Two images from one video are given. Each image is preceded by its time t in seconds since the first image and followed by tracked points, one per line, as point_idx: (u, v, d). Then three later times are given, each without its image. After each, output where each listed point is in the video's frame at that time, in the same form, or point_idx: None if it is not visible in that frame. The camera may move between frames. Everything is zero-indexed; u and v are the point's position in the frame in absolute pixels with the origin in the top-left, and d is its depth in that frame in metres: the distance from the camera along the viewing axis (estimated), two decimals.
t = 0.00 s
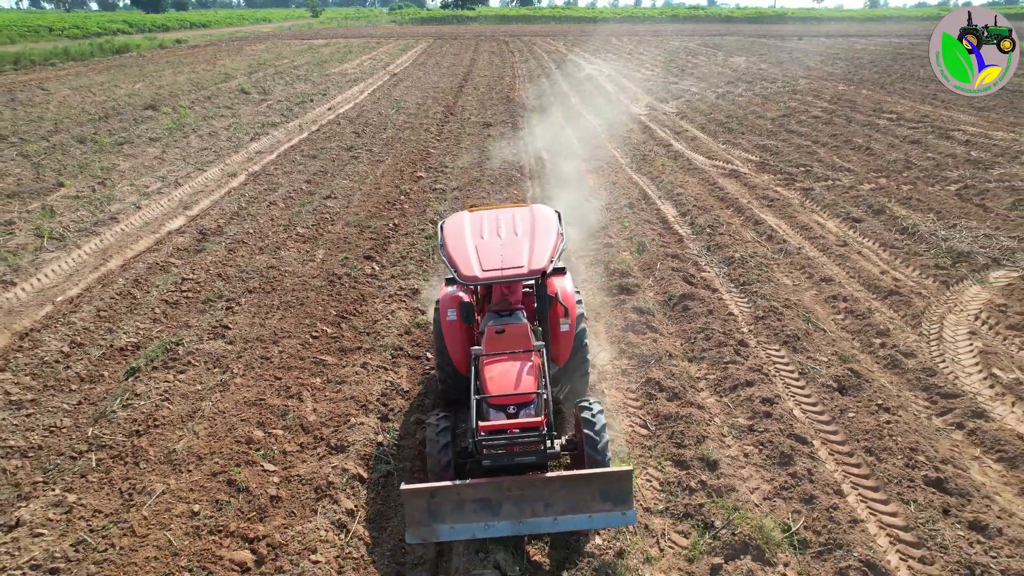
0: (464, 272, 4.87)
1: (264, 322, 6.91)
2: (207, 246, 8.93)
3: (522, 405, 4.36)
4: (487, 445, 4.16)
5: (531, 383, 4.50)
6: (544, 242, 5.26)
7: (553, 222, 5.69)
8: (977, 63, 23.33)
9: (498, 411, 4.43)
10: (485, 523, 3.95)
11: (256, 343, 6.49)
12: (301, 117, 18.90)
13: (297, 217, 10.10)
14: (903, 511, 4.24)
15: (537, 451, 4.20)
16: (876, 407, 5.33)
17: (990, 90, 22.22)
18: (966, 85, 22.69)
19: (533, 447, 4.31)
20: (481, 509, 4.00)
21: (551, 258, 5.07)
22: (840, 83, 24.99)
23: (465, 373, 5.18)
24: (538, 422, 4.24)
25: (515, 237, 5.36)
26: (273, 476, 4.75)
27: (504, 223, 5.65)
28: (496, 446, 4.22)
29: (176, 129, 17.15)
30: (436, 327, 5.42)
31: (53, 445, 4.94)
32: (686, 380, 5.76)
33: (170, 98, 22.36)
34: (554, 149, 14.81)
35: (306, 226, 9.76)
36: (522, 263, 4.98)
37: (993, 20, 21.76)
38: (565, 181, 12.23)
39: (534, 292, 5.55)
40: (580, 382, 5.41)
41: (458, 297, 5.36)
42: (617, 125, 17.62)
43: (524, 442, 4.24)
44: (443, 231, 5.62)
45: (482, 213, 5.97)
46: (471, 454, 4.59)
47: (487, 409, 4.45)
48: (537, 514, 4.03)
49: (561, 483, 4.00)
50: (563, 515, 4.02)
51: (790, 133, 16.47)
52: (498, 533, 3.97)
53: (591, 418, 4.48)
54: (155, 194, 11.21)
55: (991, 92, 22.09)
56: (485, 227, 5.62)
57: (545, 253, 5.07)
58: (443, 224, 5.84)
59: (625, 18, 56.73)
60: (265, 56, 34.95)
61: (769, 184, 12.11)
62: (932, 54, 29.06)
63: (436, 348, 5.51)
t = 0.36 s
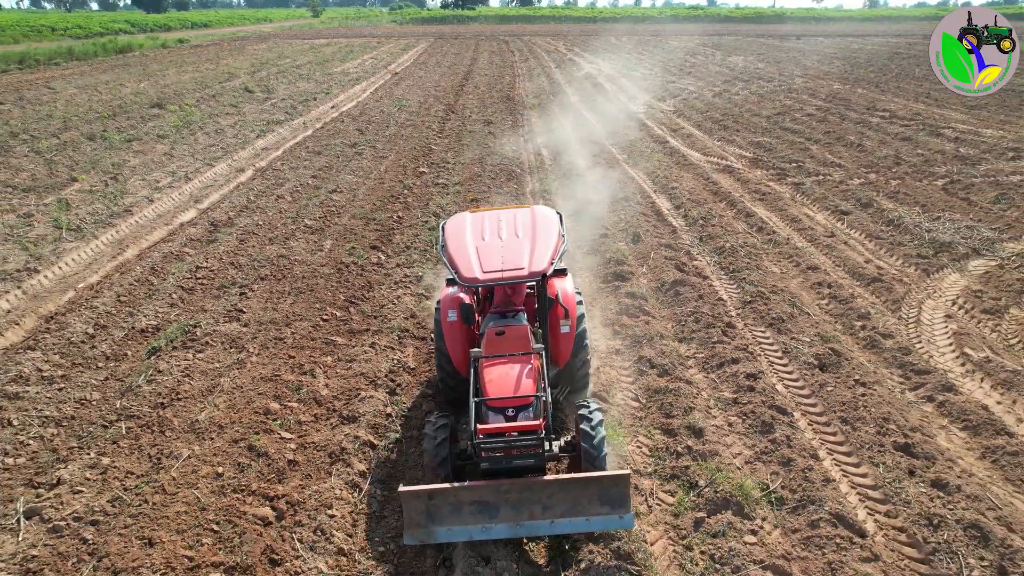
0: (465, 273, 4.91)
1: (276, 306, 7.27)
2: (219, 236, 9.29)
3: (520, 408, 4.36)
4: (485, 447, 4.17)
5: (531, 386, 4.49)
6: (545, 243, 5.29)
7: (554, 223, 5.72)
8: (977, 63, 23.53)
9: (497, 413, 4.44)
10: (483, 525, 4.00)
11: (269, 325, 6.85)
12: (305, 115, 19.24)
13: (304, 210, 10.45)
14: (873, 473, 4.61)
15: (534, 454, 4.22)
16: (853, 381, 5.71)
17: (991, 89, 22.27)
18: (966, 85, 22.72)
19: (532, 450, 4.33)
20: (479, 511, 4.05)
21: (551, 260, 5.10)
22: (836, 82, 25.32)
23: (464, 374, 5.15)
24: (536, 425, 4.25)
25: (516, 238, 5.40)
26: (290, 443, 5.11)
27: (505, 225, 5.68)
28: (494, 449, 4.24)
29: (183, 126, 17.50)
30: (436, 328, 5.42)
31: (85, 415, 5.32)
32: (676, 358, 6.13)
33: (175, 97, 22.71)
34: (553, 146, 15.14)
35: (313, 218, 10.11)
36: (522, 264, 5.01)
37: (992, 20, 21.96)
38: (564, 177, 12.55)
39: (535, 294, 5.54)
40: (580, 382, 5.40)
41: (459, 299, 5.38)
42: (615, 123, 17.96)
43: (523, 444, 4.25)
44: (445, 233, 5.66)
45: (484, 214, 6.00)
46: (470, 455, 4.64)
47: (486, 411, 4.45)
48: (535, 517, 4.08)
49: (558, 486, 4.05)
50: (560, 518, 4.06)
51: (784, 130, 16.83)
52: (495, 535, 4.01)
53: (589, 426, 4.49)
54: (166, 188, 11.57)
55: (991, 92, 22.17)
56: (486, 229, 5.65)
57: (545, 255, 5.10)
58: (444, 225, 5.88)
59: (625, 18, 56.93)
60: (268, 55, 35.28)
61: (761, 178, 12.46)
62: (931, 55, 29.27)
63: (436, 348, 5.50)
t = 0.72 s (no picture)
0: (463, 271, 4.91)
1: (289, 289, 7.70)
2: (231, 226, 9.72)
3: (518, 404, 4.41)
4: (483, 443, 4.22)
5: (528, 382, 4.55)
6: (543, 242, 5.27)
7: (553, 221, 5.71)
8: (978, 62, 23.72)
9: (495, 409, 4.49)
10: (480, 519, 4.04)
11: (283, 306, 7.27)
12: (309, 113, 19.67)
13: (312, 202, 10.89)
14: (843, 434, 5.03)
15: (531, 449, 4.27)
16: (830, 355, 6.14)
17: (992, 89, 22.41)
18: (967, 85, 22.79)
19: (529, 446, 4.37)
20: (476, 505, 4.08)
21: (550, 258, 5.09)
22: (831, 81, 25.70)
23: (463, 371, 5.22)
24: (533, 420, 4.30)
25: (514, 237, 5.38)
26: (306, 409, 5.53)
27: (504, 223, 5.67)
28: (492, 445, 4.28)
29: (191, 123, 17.93)
30: (436, 326, 5.48)
31: (116, 385, 5.75)
32: (666, 335, 6.56)
33: (181, 95, 23.16)
34: (552, 142, 15.55)
35: (322, 209, 10.54)
36: (521, 263, 4.99)
37: (993, 20, 22.17)
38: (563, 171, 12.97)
39: (534, 292, 5.60)
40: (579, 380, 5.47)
41: (458, 297, 5.40)
42: (612, 120, 18.39)
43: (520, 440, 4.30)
44: (444, 231, 5.66)
45: (483, 213, 6.00)
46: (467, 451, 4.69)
47: (484, 407, 4.50)
48: (532, 511, 4.12)
49: (555, 480, 4.09)
50: (557, 513, 4.10)
51: (777, 127, 17.25)
52: (492, 529, 4.05)
53: (585, 422, 4.55)
54: (178, 182, 12.00)
55: (991, 91, 22.36)
56: (485, 227, 5.63)
57: (544, 253, 5.08)
58: (443, 224, 5.88)
59: (624, 19, 57.20)
60: (270, 55, 35.71)
61: (753, 173, 12.89)
62: (933, 54, 29.48)
63: (435, 346, 5.56)
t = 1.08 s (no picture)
0: (467, 266, 5.02)
1: (301, 274, 8.12)
2: (243, 217, 10.14)
3: (519, 397, 4.50)
4: (484, 434, 4.30)
5: (529, 376, 4.63)
6: (546, 239, 5.38)
7: (556, 219, 5.82)
8: (977, 63, 23.61)
9: (496, 402, 4.58)
10: (481, 508, 4.10)
11: (296, 289, 7.69)
12: (314, 111, 20.08)
13: (320, 195, 11.31)
14: (819, 402, 5.44)
15: (531, 441, 4.35)
16: (810, 332, 6.56)
17: (992, 90, 22.43)
18: (967, 86, 22.85)
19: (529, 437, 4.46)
20: (476, 495, 4.15)
21: (552, 256, 5.19)
22: (828, 80, 26.02)
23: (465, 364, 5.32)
24: (534, 413, 4.38)
25: (518, 234, 5.49)
26: (321, 380, 5.95)
27: (508, 220, 5.79)
28: (493, 436, 4.35)
29: (198, 121, 18.36)
30: (438, 320, 5.58)
31: (144, 359, 6.17)
32: (657, 315, 6.99)
33: (187, 93, 23.60)
34: (551, 139, 15.96)
35: (329, 201, 10.96)
36: (523, 259, 5.10)
37: (993, 19, 22.13)
38: (562, 165, 13.39)
39: (536, 289, 5.70)
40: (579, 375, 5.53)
41: (462, 292, 5.51)
42: (610, 118, 18.80)
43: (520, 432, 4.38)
44: (449, 227, 5.79)
45: (488, 210, 6.12)
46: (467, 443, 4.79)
47: (486, 399, 4.59)
48: (531, 502, 4.18)
49: (555, 472, 4.15)
50: (556, 504, 4.17)
51: (771, 125, 17.66)
52: (492, 518, 4.12)
53: (584, 415, 4.63)
54: (189, 176, 12.42)
55: (991, 92, 22.43)
56: (489, 224, 5.75)
57: (546, 250, 5.20)
58: (449, 220, 6.00)
59: (623, 19, 57.45)
60: (273, 54, 36.15)
61: (745, 168, 13.30)
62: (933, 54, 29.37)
63: (438, 340, 5.65)
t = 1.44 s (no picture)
0: (467, 260, 5.20)
1: (314, 257, 8.64)
2: (256, 207, 10.66)
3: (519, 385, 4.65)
4: (485, 421, 4.45)
5: (528, 365, 4.79)
6: (545, 233, 5.57)
7: (554, 214, 6.02)
8: (978, 63, 24.11)
9: (497, 390, 4.73)
10: (482, 492, 4.27)
11: (310, 271, 8.21)
12: (318, 108, 20.60)
13: (328, 186, 11.83)
14: (793, 367, 5.96)
15: (530, 428, 4.52)
16: (787, 308, 7.09)
17: (992, 90, 22.59)
18: (967, 86, 23.08)
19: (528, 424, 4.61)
20: (477, 480, 4.32)
21: (550, 249, 5.40)
22: (822, 79, 26.50)
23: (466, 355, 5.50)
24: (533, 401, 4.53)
25: (517, 228, 5.68)
26: (336, 349, 6.46)
27: (507, 215, 5.98)
28: (493, 423, 4.51)
29: (207, 117, 18.88)
30: (440, 312, 5.74)
31: (173, 331, 6.69)
32: (646, 293, 7.52)
33: (194, 91, 24.14)
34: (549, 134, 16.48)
35: (337, 192, 11.48)
36: (522, 252, 5.28)
37: (993, 20, 22.43)
38: (560, 160, 13.91)
39: (535, 281, 5.86)
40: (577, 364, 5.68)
41: (463, 284, 5.67)
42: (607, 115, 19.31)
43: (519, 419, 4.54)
44: (450, 222, 5.97)
45: (487, 204, 6.30)
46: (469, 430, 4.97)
47: (486, 389, 4.74)
48: (531, 487, 4.34)
49: (553, 457, 4.31)
50: (554, 488, 4.32)
51: (763, 121, 18.18)
52: (493, 503, 4.28)
53: (581, 403, 4.78)
54: (202, 169, 12.94)
55: (991, 92, 22.59)
56: (489, 219, 5.94)
57: (545, 243, 5.39)
58: (449, 214, 6.18)
59: (622, 19, 57.88)
60: (276, 53, 36.65)
61: (737, 161, 13.82)
62: (933, 54, 29.73)
63: (439, 332, 5.82)
